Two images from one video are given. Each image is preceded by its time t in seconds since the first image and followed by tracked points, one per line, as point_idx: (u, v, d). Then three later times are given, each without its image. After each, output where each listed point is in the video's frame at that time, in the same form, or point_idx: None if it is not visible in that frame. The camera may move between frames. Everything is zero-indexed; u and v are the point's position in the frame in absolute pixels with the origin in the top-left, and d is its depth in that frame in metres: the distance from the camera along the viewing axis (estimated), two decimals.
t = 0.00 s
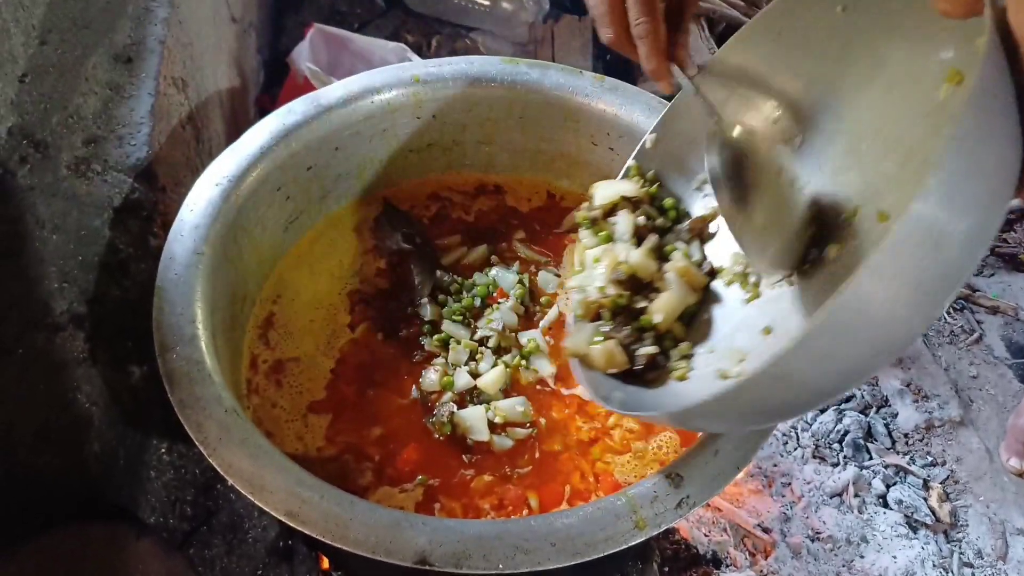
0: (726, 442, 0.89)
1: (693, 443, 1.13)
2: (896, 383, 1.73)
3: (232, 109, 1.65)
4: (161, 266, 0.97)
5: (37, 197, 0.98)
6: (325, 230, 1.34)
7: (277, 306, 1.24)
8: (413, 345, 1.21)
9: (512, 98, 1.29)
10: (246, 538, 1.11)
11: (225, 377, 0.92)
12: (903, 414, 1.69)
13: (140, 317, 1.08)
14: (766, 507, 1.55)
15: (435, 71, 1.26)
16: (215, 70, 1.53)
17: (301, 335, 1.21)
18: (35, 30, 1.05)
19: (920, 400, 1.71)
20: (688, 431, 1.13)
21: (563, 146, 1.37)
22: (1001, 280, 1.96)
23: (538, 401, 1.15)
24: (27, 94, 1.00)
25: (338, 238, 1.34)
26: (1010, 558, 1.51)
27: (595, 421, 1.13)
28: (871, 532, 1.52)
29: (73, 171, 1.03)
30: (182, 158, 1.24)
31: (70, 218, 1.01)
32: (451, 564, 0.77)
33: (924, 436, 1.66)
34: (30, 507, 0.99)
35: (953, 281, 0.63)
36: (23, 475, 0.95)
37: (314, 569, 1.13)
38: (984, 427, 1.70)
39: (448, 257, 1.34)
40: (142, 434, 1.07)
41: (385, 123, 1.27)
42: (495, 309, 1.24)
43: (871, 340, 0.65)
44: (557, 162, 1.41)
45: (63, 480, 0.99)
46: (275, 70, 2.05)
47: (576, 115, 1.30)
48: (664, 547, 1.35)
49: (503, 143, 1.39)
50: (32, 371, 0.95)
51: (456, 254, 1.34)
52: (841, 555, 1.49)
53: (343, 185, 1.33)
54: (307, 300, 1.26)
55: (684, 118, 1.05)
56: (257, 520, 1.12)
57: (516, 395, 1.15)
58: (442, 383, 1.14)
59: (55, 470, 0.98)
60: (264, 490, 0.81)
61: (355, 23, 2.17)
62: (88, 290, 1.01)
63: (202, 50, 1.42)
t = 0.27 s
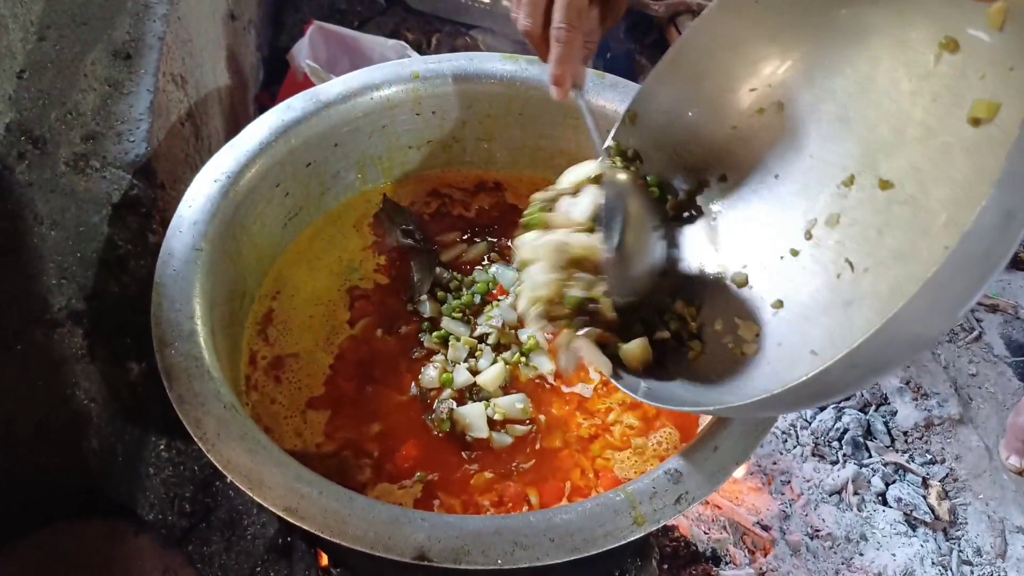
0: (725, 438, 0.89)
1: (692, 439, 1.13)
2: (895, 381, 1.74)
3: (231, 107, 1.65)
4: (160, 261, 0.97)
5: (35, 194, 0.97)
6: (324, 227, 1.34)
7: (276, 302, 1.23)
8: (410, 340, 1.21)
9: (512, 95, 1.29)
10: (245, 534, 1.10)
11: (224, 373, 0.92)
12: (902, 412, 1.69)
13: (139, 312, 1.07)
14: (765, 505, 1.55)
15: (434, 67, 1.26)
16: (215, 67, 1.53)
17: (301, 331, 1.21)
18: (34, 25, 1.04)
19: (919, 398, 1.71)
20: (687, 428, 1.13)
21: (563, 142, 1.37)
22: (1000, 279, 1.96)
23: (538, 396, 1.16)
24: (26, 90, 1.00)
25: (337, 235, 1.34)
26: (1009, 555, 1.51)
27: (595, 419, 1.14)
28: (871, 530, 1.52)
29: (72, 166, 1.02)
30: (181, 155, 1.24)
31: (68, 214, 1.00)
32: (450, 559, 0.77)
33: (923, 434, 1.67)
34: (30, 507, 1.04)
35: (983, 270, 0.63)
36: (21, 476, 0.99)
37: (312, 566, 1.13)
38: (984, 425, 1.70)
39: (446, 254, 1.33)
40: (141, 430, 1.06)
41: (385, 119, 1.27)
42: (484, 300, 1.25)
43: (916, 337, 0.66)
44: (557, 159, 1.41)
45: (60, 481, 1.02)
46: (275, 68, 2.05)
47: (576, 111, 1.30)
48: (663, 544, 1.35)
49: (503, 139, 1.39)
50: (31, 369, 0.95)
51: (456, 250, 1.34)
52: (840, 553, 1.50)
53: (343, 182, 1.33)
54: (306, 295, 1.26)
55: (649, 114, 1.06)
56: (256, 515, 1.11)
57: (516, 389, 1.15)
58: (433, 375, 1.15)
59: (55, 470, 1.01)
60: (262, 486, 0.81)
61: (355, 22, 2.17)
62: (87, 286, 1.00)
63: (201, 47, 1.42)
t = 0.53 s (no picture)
0: (722, 438, 0.89)
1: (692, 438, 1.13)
2: (894, 382, 1.74)
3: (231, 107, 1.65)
4: (157, 260, 0.97)
5: (34, 193, 0.98)
6: (322, 226, 1.34)
7: (274, 301, 1.24)
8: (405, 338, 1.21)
9: (510, 94, 1.29)
10: (242, 533, 1.13)
11: (221, 372, 0.92)
12: (901, 413, 1.69)
13: (136, 310, 1.07)
14: (763, 505, 1.55)
15: (432, 66, 1.26)
16: (214, 67, 1.53)
17: (299, 330, 1.21)
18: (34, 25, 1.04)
19: (918, 399, 1.71)
20: (686, 427, 1.13)
21: (561, 142, 1.37)
22: (999, 279, 1.96)
23: (537, 394, 1.16)
24: (24, 89, 1.03)
25: (335, 234, 1.34)
26: (1008, 556, 1.51)
27: (594, 418, 1.14)
28: (869, 531, 1.52)
29: (71, 166, 1.03)
30: (180, 155, 1.24)
31: (67, 213, 1.00)
32: (447, 558, 0.77)
33: (922, 434, 1.67)
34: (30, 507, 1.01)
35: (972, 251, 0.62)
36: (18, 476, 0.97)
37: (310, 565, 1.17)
38: (983, 426, 1.70)
39: (443, 254, 1.33)
40: (138, 429, 1.05)
41: (384, 118, 1.27)
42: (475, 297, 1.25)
43: (902, 309, 0.65)
44: (556, 159, 1.41)
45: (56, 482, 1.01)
46: (275, 68, 2.05)
47: (574, 111, 1.30)
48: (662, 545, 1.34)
49: (501, 139, 1.39)
50: (28, 368, 0.95)
51: (454, 249, 1.34)
52: (839, 553, 1.50)
53: (341, 181, 1.33)
54: (303, 294, 1.26)
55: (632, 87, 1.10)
56: (254, 514, 1.14)
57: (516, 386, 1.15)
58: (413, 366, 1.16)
59: (52, 466, 0.99)
60: (259, 484, 0.81)
61: (354, 22, 2.17)
62: (85, 285, 1.00)
63: (201, 47, 1.43)
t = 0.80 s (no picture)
0: (720, 439, 0.89)
1: (693, 437, 1.13)
2: (893, 382, 1.74)
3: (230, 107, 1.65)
4: (156, 260, 0.97)
5: (34, 193, 0.98)
6: (321, 226, 1.33)
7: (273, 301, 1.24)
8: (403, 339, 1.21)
9: (509, 95, 1.29)
10: (241, 534, 1.14)
11: (220, 373, 0.92)
12: (900, 413, 1.70)
13: (134, 311, 1.07)
14: (762, 506, 1.55)
15: (432, 67, 1.26)
16: (214, 68, 1.53)
17: (298, 330, 1.21)
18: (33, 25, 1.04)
19: (917, 399, 1.71)
20: (686, 426, 1.13)
21: (560, 142, 1.37)
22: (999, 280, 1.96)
23: (537, 395, 1.16)
24: (23, 89, 1.03)
25: (334, 234, 1.34)
26: (1007, 557, 1.51)
27: (595, 417, 1.14)
28: (869, 531, 1.52)
29: (71, 166, 1.03)
30: (179, 155, 1.24)
31: (66, 214, 1.00)
32: (446, 560, 0.77)
33: (921, 435, 1.67)
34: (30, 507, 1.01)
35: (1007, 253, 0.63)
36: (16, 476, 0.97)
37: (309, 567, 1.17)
38: (982, 426, 1.70)
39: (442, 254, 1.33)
40: (138, 430, 1.05)
41: (383, 119, 1.27)
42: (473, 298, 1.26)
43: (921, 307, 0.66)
44: (556, 159, 1.41)
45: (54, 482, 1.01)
46: (275, 68, 2.05)
47: (573, 112, 1.30)
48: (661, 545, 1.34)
49: (500, 139, 1.39)
50: (27, 368, 0.94)
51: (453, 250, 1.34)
52: (839, 553, 1.49)
53: (341, 182, 1.33)
54: (303, 294, 1.25)
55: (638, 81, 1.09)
56: (252, 516, 1.15)
57: (517, 387, 1.15)
58: (414, 368, 1.17)
59: (50, 467, 0.99)
60: (257, 486, 0.81)
61: (354, 22, 2.17)
62: (84, 286, 1.00)
63: (200, 47, 1.43)
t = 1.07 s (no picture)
0: (719, 441, 0.90)
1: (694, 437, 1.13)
2: (893, 381, 1.74)
3: (229, 109, 1.65)
4: (155, 264, 0.97)
5: (32, 197, 0.97)
6: (320, 228, 1.34)
7: (272, 304, 1.23)
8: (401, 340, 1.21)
9: (507, 97, 1.29)
10: (241, 537, 1.07)
11: (219, 377, 0.92)
12: (900, 413, 1.70)
13: (134, 314, 1.06)
14: (763, 506, 1.55)
15: (430, 69, 1.26)
16: (212, 70, 1.53)
17: (297, 333, 1.21)
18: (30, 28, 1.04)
19: (917, 399, 1.71)
20: (687, 426, 1.14)
21: (559, 143, 1.37)
22: (998, 279, 1.96)
23: (537, 396, 1.16)
24: (21, 92, 1.00)
25: (333, 236, 1.34)
26: (1007, 556, 1.51)
27: (595, 418, 1.14)
28: (868, 531, 1.52)
29: (69, 170, 1.03)
30: (178, 158, 1.24)
31: (65, 217, 1.00)
32: (445, 563, 0.77)
33: (921, 434, 1.67)
34: (30, 507, 1.04)
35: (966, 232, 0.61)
36: (15, 479, 0.99)
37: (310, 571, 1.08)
38: (981, 425, 1.70)
39: (440, 256, 1.34)
40: (137, 433, 1.05)
41: (380, 121, 1.27)
42: (471, 300, 1.25)
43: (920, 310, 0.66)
44: (554, 160, 1.41)
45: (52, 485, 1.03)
46: (274, 69, 2.06)
47: (571, 113, 1.30)
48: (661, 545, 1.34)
49: (498, 141, 1.39)
50: (26, 372, 0.95)
51: (451, 251, 1.34)
52: (838, 553, 1.50)
53: (339, 184, 1.33)
54: (301, 297, 1.25)
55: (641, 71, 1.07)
56: (253, 519, 1.07)
57: (517, 391, 1.15)
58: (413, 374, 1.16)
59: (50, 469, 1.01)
60: (256, 490, 0.81)
61: (354, 23, 2.17)
62: (82, 289, 1.00)
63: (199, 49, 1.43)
